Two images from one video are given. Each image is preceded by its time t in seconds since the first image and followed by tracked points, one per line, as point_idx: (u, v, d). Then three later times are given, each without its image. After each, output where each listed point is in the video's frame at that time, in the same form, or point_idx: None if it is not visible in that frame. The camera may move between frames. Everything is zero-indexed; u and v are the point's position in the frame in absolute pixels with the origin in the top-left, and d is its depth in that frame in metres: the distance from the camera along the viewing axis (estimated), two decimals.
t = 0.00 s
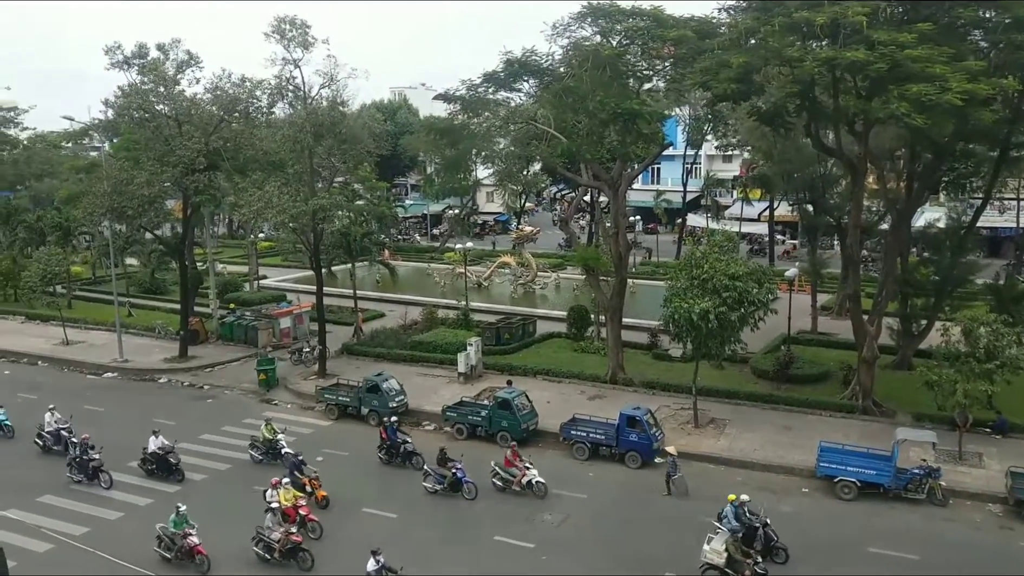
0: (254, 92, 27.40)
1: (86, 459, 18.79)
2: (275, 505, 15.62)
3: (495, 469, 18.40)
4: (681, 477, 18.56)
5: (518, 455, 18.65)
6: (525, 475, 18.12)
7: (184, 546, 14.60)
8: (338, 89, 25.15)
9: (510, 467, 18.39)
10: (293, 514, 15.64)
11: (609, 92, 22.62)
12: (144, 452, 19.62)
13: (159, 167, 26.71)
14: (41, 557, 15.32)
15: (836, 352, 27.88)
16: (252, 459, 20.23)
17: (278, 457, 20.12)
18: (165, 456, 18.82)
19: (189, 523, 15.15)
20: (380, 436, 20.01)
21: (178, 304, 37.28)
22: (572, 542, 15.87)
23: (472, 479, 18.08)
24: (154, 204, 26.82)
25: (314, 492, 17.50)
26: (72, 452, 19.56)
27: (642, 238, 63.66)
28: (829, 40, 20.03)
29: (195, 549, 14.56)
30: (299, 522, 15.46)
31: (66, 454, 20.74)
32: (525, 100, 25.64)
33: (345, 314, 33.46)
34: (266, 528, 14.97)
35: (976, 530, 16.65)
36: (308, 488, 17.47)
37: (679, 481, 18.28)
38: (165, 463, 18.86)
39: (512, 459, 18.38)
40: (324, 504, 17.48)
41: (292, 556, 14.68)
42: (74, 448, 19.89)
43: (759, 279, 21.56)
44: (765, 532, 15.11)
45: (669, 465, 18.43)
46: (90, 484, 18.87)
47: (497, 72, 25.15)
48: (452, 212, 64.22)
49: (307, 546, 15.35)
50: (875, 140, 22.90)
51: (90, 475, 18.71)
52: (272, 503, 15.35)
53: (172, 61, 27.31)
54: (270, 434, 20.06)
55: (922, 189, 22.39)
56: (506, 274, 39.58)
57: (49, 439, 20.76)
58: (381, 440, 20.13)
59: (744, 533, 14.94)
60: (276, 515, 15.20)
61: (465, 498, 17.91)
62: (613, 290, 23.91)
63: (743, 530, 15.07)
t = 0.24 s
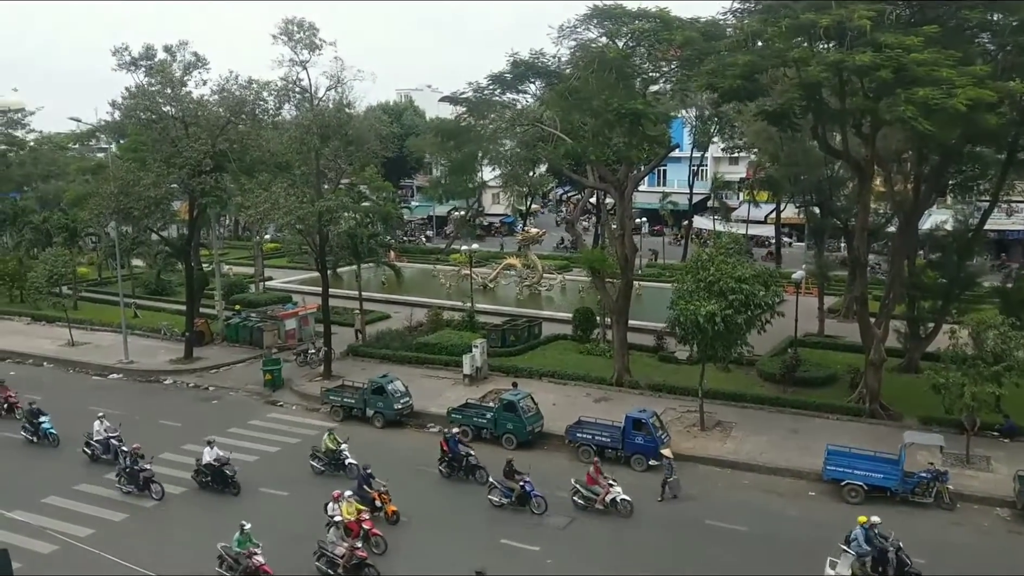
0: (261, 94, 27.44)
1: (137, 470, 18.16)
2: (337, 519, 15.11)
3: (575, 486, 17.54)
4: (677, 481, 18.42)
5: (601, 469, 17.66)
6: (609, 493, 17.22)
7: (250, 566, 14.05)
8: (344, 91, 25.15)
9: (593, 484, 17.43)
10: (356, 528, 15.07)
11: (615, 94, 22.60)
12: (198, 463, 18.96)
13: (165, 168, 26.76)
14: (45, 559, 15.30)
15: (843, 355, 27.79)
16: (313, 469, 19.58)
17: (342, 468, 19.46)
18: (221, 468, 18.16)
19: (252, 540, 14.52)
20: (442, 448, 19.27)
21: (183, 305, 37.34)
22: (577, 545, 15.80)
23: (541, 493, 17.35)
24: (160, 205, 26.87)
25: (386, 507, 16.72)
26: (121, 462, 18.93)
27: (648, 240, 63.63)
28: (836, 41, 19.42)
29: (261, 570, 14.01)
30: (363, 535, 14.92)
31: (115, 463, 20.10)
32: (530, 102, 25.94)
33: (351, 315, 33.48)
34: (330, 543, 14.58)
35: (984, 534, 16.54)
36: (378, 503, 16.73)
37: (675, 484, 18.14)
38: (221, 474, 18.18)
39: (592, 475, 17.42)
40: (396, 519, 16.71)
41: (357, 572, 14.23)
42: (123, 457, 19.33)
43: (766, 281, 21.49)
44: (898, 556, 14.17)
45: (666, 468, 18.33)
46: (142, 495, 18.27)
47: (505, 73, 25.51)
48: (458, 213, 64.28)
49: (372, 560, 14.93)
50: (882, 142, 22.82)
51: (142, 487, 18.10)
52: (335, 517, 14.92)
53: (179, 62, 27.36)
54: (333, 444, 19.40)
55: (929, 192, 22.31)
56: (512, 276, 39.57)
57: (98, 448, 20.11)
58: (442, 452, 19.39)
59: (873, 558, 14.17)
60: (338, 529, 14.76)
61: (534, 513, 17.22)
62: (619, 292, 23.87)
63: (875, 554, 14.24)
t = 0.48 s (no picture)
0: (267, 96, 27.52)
1: (192, 481, 17.52)
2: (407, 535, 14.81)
3: (669, 503, 16.67)
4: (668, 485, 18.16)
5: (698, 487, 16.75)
6: (707, 514, 16.30)
7: None
8: (349, 93, 25.19)
9: (690, 503, 16.54)
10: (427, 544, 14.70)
11: (619, 96, 22.59)
12: (258, 477, 18.26)
13: (171, 169, 26.82)
14: (49, 560, 15.31)
15: (848, 358, 27.73)
16: (382, 482, 18.87)
17: (412, 480, 18.70)
18: (284, 482, 17.42)
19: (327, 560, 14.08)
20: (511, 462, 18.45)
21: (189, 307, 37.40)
22: (582, 548, 15.76)
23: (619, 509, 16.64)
24: (165, 207, 26.93)
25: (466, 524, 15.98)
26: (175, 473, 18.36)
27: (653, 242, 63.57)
28: (842, 44, 20.17)
29: None
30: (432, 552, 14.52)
31: (170, 474, 19.53)
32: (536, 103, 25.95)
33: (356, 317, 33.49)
34: (400, 558, 14.24)
35: (990, 538, 16.48)
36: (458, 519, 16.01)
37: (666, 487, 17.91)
38: (284, 489, 17.44)
39: (690, 495, 16.51)
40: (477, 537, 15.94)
41: None
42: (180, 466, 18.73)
43: (771, 284, 21.45)
44: None
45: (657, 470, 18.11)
46: (198, 507, 17.60)
47: (510, 75, 25.44)
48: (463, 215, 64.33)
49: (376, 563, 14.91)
50: (888, 145, 22.78)
51: (198, 499, 17.44)
52: (404, 533, 14.62)
53: (185, 64, 27.42)
54: (402, 456, 18.66)
55: (934, 195, 22.25)
56: (516, 278, 39.54)
57: (152, 458, 19.57)
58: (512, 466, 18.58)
59: None
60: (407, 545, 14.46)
61: (611, 529, 16.54)
62: (623, 294, 23.85)
63: None
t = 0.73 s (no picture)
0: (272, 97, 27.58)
1: (252, 493, 16.92)
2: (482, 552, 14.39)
3: (773, 525, 15.82)
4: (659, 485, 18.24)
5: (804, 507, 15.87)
6: (816, 536, 15.40)
7: None
8: (353, 94, 25.22)
9: (796, 525, 15.67)
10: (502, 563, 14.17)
11: (624, 98, 22.60)
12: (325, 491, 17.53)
13: (176, 171, 26.86)
14: (53, 561, 15.32)
15: (853, 360, 27.70)
16: (456, 495, 18.25)
17: (486, 494, 17.99)
18: (352, 497, 16.64)
19: None
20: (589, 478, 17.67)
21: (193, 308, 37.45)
22: (586, 550, 15.75)
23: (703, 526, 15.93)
24: (170, 208, 26.97)
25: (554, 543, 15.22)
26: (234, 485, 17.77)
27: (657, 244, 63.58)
28: (845, 47, 20.13)
29: None
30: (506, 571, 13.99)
31: (227, 485, 18.97)
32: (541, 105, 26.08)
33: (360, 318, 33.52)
34: None
35: (996, 541, 16.45)
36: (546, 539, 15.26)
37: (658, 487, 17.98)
38: (352, 504, 16.66)
39: (796, 516, 15.66)
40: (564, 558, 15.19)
41: None
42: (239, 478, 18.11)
43: (775, 287, 21.43)
44: None
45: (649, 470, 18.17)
46: (258, 520, 16.99)
47: (516, 75, 25.67)
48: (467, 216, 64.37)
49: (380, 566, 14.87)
50: (892, 147, 22.77)
51: (257, 511, 16.85)
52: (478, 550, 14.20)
53: (190, 66, 27.47)
54: (475, 468, 17.99)
55: (939, 197, 22.23)
56: (521, 280, 39.55)
57: (209, 469, 19.04)
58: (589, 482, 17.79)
59: None
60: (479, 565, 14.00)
61: (695, 546, 15.84)
62: (628, 296, 23.85)
63: None
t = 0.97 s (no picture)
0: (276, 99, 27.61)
1: (311, 506, 16.39)
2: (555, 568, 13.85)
3: (881, 546, 14.92)
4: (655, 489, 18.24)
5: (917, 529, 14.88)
6: (929, 559, 14.36)
7: None
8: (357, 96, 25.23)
9: (907, 547, 14.74)
10: None
11: (628, 100, 22.63)
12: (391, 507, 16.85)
13: (180, 172, 26.87)
14: (56, 563, 15.32)
15: (856, 363, 27.69)
16: (525, 509, 17.67)
17: (560, 508, 17.43)
18: (421, 512, 15.92)
19: None
20: (666, 493, 16.87)
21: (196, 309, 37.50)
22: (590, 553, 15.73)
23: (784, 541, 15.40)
24: (174, 209, 26.99)
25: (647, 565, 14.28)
26: (292, 497, 17.20)
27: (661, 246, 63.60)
28: (851, 50, 20.12)
29: None
30: None
31: (284, 497, 18.43)
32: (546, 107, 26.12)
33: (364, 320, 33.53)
34: None
35: (1000, 544, 16.42)
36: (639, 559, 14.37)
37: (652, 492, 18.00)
38: (420, 521, 15.95)
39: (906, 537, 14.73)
40: None
41: None
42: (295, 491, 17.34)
43: (779, 289, 21.42)
44: None
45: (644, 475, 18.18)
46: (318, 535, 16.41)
47: (521, 77, 25.72)
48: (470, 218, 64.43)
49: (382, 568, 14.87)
50: (897, 150, 22.76)
51: (317, 525, 16.34)
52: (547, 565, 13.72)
53: (195, 67, 27.52)
54: (549, 482, 17.44)
55: (944, 200, 22.22)
56: (524, 282, 39.56)
57: (265, 480, 18.49)
58: (666, 497, 17.00)
59: None
60: None
61: (778, 562, 15.29)
62: (632, 298, 23.84)
63: None
